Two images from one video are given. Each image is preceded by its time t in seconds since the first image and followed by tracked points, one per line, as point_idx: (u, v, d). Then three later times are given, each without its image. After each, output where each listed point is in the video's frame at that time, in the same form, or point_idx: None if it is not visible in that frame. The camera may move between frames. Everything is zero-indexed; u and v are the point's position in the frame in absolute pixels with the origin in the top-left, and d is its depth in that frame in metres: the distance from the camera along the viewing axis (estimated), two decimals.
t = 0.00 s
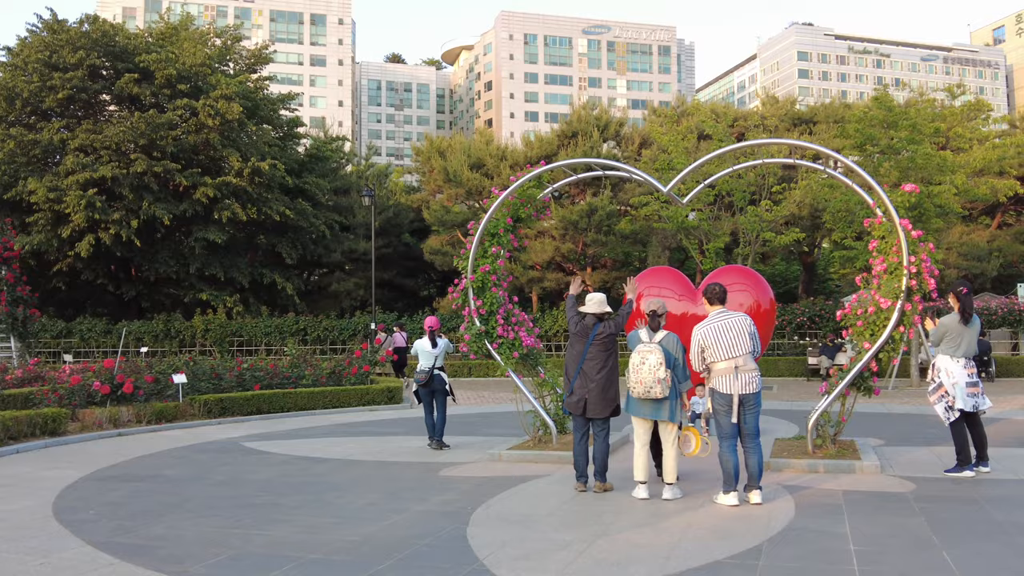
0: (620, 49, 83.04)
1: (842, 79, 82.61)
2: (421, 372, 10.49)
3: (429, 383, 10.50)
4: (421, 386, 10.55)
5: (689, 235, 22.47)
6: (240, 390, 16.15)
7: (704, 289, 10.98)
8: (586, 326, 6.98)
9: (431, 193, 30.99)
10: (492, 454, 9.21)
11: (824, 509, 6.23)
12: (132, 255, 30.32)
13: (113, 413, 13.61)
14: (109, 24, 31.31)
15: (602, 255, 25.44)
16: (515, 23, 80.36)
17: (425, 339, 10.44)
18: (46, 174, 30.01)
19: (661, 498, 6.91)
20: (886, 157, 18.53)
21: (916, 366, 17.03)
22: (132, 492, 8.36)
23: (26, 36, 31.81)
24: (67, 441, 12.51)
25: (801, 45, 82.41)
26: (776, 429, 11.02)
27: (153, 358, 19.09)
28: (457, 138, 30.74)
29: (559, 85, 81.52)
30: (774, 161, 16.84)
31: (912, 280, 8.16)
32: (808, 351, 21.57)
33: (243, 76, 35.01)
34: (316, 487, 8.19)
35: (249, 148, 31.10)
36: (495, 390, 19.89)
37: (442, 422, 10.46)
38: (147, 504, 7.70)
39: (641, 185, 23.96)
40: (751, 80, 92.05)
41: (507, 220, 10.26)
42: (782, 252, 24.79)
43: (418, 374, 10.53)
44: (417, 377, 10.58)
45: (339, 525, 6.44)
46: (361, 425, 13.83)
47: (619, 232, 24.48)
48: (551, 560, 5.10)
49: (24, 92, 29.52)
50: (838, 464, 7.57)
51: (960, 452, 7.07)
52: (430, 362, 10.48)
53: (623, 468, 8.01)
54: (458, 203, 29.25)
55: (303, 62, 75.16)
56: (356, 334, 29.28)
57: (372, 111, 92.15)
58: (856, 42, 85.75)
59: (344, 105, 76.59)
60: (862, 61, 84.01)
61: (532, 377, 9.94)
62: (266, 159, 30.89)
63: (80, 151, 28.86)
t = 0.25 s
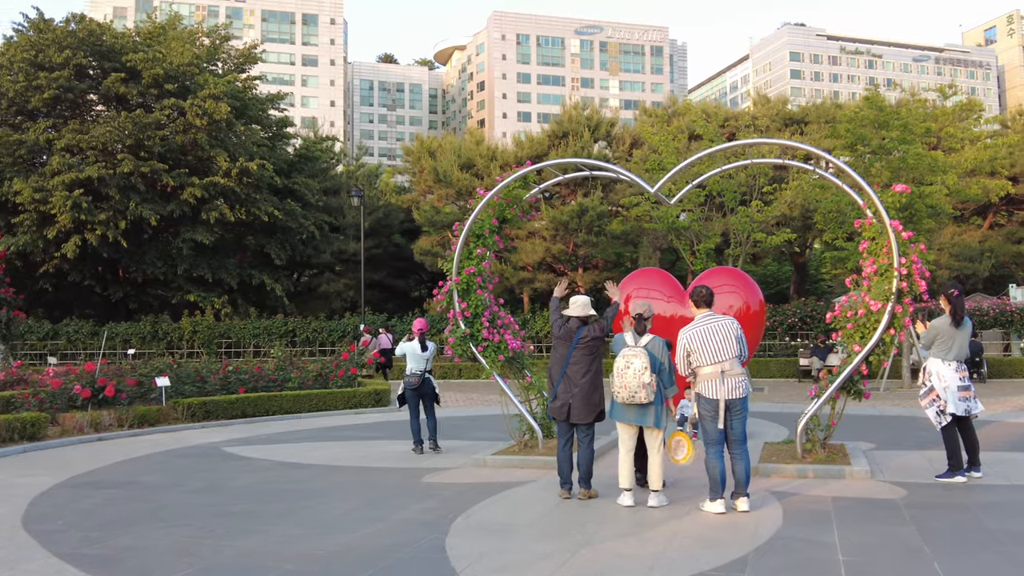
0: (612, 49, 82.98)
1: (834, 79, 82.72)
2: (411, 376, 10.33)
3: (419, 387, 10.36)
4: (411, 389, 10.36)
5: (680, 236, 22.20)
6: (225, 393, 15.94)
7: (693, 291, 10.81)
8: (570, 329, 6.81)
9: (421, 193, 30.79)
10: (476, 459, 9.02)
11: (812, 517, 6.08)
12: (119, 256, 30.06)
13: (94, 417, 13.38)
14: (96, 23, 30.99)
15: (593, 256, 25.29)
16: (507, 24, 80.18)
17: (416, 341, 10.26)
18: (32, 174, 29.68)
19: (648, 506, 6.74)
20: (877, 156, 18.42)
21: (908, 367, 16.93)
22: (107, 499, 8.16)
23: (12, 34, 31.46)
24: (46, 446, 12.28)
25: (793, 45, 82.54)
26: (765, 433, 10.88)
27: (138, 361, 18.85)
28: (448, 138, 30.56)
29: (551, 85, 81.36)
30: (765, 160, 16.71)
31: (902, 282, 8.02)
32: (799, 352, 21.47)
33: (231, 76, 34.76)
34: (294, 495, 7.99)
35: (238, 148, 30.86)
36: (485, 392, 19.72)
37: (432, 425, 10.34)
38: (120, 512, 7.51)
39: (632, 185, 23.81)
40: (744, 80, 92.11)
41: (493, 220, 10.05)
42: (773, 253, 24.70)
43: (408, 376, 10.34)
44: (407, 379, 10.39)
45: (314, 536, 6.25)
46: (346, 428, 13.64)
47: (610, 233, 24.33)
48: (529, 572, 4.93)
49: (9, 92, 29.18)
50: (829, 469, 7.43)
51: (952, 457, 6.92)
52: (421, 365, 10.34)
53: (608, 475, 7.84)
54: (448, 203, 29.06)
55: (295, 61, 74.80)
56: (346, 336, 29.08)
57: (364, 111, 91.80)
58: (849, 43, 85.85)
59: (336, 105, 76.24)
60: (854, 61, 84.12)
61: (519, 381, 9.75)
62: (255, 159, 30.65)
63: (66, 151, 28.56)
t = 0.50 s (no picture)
0: (602, 49, 82.96)
1: (823, 80, 82.97)
2: (400, 375, 10.03)
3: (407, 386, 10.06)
4: (401, 388, 10.04)
5: (669, 235, 22.15)
6: (206, 394, 15.69)
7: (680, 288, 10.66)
8: (552, 326, 6.64)
9: (409, 192, 30.57)
10: (458, 459, 8.83)
11: (800, 518, 5.93)
12: (102, 254, 29.73)
13: (72, 417, 13.09)
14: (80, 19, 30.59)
15: (581, 255, 25.13)
16: (497, 23, 79.98)
17: (405, 340, 10.01)
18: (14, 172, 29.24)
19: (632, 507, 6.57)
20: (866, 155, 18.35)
21: (897, 366, 16.86)
22: (79, 501, 7.94)
23: None
24: (21, 447, 12.00)
25: (782, 46, 82.84)
26: (753, 432, 10.74)
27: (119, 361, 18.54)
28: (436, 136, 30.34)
29: (541, 85, 81.19)
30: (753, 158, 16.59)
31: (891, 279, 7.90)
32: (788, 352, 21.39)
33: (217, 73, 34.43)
34: (271, 498, 7.78)
35: (223, 146, 30.55)
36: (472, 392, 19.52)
37: (420, 425, 10.09)
38: (90, 515, 7.29)
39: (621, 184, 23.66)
40: (733, 81, 92.31)
41: (477, 217, 9.87)
42: (762, 252, 24.62)
43: (398, 375, 10.04)
44: (396, 378, 10.08)
45: (287, 540, 6.05)
46: (329, 429, 13.42)
47: (598, 232, 24.18)
48: None
49: None
50: (817, 469, 7.29)
51: (942, 456, 6.78)
52: (410, 364, 10.10)
53: (593, 477, 7.67)
54: (436, 202, 28.85)
55: (283, 61, 74.29)
56: (332, 335, 28.87)
57: (354, 110, 91.35)
58: (837, 44, 86.15)
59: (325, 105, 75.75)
60: (843, 62, 84.50)
61: (503, 380, 9.56)
62: (241, 157, 30.35)
63: (49, 149, 28.17)
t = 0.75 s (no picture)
0: (591, 49, 82.99)
1: (811, 81, 83.33)
2: (387, 371, 9.36)
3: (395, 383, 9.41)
4: (390, 386, 9.39)
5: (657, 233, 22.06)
6: (187, 393, 15.42)
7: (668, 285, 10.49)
8: (537, 322, 6.46)
9: (396, 190, 30.33)
10: (442, 459, 8.63)
11: (790, 519, 5.77)
12: (86, 252, 29.42)
13: (48, 416, 12.79)
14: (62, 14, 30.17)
15: (569, 254, 24.96)
16: (486, 23, 79.77)
17: (393, 336, 9.39)
18: None
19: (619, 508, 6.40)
20: (854, 153, 18.29)
21: (885, 366, 16.80)
22: (49, 502, 7.69)
23: None
24: None
25: (770, 47, 83.12)
26: (741, 431, 10.59)
27: (99, 359, 18.20)
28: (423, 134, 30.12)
29: (530, 85, 81.07)
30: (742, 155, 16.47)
31: (883, 275, 7.77)
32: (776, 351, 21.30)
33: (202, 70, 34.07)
34: (248, 500, 7.56)
35: (208, 142, 30.22)
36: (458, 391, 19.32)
37: (406, 425, 9.79)
38: (60, 516, 7.05)
39: (609, 182, 23.52)
40: (722, 82, 92.59)
41: (461, 211, 9.65)
42: (750, 251, 24.56)
43: (387, 372, 9.36)
44: (384, 375, 9.40)
45: (262, 542, 5.84)
46: (312, 429, 13.20)
47: (586, 230, 24.02)
48: None
49: None
50: (806, 469, 7.15)
51: (935, 456, 6.65)
52: (399, 360, 9.45)
53: (578, 477, 7.49)
54: (423, 200, 28.62)
55: (271, 59, 73.78)
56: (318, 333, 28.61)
57: (342, 109, 90.89)
58: (825, 45, 86.57)
59: (313, 104, 75.25)
60: (831, 63, 84.85)
61: (487, 378, 9.34)
62: (226, 154, 30.02)
63: (30, 145, 27.79)
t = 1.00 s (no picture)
0: (578, 49, 82.89)
1: (797, 82, 83.65)
2: (369, 375, 8.96)
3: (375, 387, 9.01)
4: (373, 389, 9.00)
5: (643, 233, 21.90)
6: (163, 395, 15.08)
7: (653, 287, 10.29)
8: (518, 325, 6.23)
9: (381, 189, 30.02)
10: (420, 465, 8.40)
11: (777, 529, 5.59)
12: (64, 251, 28.97)
13: (19, 419, 12.43)
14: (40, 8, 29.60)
15: (555, 254, 24.76)
16: (473, 22, 79.45)
17: (377, 337, 9.00)
18: None
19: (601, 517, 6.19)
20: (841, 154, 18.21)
21: (871, 367, 16.74)
22: (10, 511, 7.40)
23: None
24: None
25: (757, 48, 83.36)
26: (727, 435, 10.44)
27: (73, 360, 17.80)
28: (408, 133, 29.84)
29: (517, 84, 80.82)
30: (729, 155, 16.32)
31: (872, 277, 7.61)
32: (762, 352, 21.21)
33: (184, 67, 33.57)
34: (219, 509, 7.30)
35: (189, 140, 29.79)
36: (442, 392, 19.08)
37: (388, 429, 9.55)
38: (21, 527, 6.76)
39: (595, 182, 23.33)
40: (708, 82, 92.82)
41: (442, 210, 9.40)
42: (736, 251, 24.46)
43: (371, 374, 8.96)
44: (368, 378, 9.00)
45: (230, 556, 5.59)
46: (290, 432, 12.92)
47: (572, 230, 23.81)
48: None
49: None
50: (793, 476, 6.98)
51: (924, 463, 6.50)
52: (383, 362, 9.06)
53: (560, 485, 7.29)
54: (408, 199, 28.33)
55: (257, 57, 73.06)
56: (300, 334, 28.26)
57: (328, 108, 90.21)
58: (811, 46, 86.92)
59: (299, 102, 74.62)
60: (817, 65, 85.25)
61: (469, 382, 9.11)
62: (207, 152, 29.58)
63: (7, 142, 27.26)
